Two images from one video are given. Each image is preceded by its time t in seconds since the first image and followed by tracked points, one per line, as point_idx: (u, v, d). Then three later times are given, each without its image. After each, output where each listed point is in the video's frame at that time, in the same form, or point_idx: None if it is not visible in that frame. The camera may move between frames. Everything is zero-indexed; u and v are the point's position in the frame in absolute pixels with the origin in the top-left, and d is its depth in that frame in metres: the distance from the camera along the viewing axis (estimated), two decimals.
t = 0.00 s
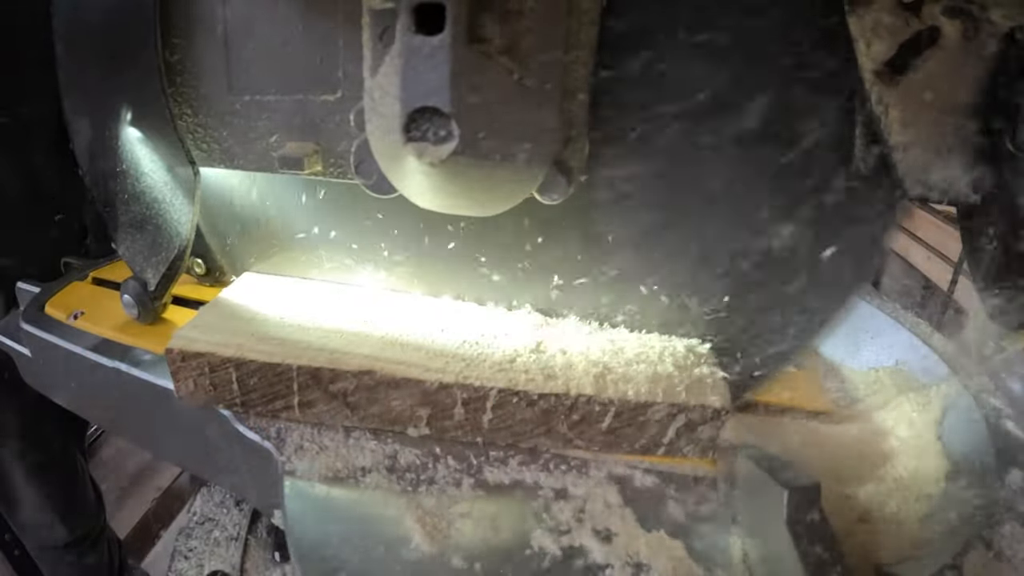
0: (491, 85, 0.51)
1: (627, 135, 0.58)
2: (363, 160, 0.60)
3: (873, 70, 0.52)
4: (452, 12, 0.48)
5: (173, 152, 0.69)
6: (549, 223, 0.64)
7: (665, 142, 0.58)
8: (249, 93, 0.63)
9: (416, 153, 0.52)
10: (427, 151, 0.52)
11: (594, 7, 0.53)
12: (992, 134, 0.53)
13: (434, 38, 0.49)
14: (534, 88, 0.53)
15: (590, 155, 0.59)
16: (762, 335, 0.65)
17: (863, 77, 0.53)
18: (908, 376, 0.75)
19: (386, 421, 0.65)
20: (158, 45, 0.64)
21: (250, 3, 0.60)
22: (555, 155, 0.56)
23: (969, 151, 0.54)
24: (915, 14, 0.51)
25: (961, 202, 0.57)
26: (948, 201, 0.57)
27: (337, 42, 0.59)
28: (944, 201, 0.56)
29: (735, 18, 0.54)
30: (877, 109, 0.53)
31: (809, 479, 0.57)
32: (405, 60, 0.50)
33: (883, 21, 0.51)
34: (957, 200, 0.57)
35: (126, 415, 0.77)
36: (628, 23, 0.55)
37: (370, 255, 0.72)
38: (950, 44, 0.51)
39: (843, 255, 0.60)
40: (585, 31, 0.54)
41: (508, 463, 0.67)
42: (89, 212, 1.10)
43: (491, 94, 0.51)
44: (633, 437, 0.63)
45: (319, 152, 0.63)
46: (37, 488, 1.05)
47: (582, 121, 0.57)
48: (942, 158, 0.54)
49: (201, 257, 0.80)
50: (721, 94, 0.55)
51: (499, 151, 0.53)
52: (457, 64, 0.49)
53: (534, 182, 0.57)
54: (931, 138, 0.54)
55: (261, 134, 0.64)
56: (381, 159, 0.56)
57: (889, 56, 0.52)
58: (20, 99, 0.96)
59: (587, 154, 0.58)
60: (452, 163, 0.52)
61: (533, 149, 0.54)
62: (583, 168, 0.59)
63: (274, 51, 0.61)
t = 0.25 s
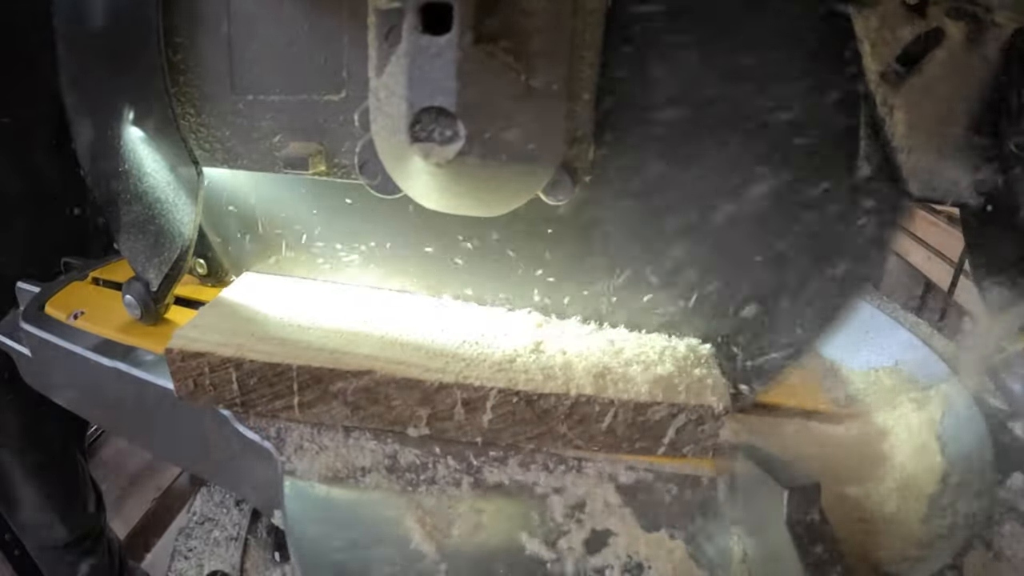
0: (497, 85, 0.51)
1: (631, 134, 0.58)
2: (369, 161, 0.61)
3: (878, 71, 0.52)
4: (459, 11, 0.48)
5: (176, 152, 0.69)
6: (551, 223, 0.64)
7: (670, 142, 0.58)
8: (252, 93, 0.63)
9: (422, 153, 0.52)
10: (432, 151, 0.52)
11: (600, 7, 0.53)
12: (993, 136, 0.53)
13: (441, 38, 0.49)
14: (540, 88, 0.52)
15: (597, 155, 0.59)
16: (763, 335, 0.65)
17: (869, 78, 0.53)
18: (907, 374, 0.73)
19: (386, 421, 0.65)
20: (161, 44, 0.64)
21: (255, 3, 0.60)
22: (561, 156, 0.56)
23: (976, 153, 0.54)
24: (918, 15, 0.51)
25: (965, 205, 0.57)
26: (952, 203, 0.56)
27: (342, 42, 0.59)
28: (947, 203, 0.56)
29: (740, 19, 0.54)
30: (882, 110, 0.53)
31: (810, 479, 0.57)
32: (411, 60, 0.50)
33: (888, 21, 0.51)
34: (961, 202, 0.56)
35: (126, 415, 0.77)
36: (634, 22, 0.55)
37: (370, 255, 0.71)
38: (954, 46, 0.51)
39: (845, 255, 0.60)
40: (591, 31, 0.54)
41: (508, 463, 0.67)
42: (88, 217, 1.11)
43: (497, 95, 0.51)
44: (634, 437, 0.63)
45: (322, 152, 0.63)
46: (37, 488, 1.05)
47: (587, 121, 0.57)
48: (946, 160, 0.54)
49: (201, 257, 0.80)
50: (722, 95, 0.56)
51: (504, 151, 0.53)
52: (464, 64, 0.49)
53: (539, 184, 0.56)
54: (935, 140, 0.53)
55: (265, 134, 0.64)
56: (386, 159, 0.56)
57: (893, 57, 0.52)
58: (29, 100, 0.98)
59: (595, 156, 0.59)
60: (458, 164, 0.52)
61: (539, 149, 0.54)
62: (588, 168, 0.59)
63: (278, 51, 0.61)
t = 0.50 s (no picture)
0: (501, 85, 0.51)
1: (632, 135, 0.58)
2: (372, 160, 0.60)
3: (881, 72, 0.53)
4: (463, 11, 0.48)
5: (177, 152, 0.69)
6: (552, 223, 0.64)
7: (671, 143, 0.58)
8: (255, 92, 0.63)
9: (427, 154, 0.52)
10: (437, 152, 0.52)
11: (604, 6, 0.53)
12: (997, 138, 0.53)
13: (446, 38, 0.49)
14: (544, 88, 0.52)
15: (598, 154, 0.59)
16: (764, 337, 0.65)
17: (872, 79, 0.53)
18: (907, 375, 0.75)
19: (386, 421, 0.65)
20: (162, 43, 0.64)
21: (259, 3, 0.60)
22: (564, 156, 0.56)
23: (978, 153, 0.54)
24: (922, 16, 0.51)
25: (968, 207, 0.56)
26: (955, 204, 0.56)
27: (346, 42, 0.59)
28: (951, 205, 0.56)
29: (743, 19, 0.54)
30: (884, 111, 0.53)
31: (810, 479, 0.57)
32: (416, 60, 0.50)
33: (892, 22, 0.52)
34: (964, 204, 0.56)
35: (126, 416, 0.77)
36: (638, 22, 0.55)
37: (371, 254, 0.71)
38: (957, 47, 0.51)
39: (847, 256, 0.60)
40: (595, 31, 0.54)
41: (507, 463, 0.67)
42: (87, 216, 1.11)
43: (501, 95, 0.51)
44: (634, 437, 0.63)
45: (325, 152, 0.63)
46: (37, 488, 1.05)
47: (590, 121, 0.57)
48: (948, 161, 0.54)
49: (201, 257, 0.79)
50: (723, 95, 0.56)
51: (508, 151, 0.53)
52: (468, 64, 0.49)
53: (543, 184, 0.56)
54: (937, 141, 0.53)
55: (267, 134, 0.64)
56: (390, 159, 0.56)
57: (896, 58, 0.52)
58: (29, 101, 0.98)
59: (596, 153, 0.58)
60: (462, 164, 0.52)
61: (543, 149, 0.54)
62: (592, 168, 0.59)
63: (281, 50, 0.61)
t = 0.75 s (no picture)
0: (505, 86, 0.50)
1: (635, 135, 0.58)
2: (373, 162, 0.60)
3: (885, 73, 0.53)
4: (468, 10, 0.48)
5: (179, 151, 0.69)
6: (554, 224, 0.63)
7: (674, 142, 0.58)
8: (257, 92, 0.63)
9: (431, 154, 0.52)
10: (441, 152, 0.52)
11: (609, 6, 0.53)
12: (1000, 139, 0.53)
13: (451, 38, 0.49)
14: (549, 88, 0.52)
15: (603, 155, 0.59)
16: (766, 338, 0.65)
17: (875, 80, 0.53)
18: (908, 376, 0.75)
19: (386, 421, 0.65)
20: (165, 42, 0.64)
21: (263, 3, 0.60)
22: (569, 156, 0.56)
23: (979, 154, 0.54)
24: (926, 18, 0.52)
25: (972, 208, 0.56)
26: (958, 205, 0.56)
27: (348, 42, 0.59)
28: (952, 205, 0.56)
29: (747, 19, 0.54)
30: (889, 113, 0.53)
31: (811, 479, 0.57)
32: (420, 60, 0.50)
33: (894, 22, 0.52)
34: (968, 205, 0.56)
35: (126, 416, 0.77)
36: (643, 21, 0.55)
37: (371, 255, 0.71)
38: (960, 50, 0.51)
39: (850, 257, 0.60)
40: (599, 31, 0.54)
41: (507, 463, 0.66)
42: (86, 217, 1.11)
43: (505, 95, 0.51)
44: (634, 438, 0.63)
45: (328, 152, 0.63)
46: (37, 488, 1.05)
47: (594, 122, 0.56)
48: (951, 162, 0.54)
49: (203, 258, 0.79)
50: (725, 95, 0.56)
51: (512, 151, 0.53)
52: (473, 65, 0.49)
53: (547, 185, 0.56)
54: (941, 142, 0.53)
55: (270, 134, 0.64)
56: (394, 160, 0.56)
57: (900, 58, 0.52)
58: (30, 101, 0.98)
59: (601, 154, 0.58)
60: (468, 164, 0.52)
61: (547, 149, 0.54)
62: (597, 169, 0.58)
63: (284, 51, 0.61)
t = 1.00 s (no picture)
0: (509, 86, 0.50)
1: (636, 135, 0.58)
2: (376, 162, 0.60)
3: (888, 74, 0.53)
4: (472, 11, 0.48)
5: (180, 151, 0.69)
6: (555, 224, 0.63)
7: (676, 143, 0.58)
8: (259, 92, 0.63)
9: (434, 154, 0.52)
10: (444, 152, 0.52)
11: (612, 6, 0.53)
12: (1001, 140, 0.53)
13: (454, 38, 0.49)
14: (552, 89, 0.52)
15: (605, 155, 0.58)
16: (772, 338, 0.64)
17: (878, 80, 0.53)
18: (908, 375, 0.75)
19: (386, 421, 0.65)
20: (167, 41, 0.64)
21: (265, 3, 0.60)
22: (572, 156, 0.56)
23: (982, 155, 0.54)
24: (928, 18, 0.51)
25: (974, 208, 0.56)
26: (960, 206, 0.56)
27: (351, 42, 0.59)
28: (955, 206, 0.56)
29: (750, 19, 0.54)
30: (891, 113, 0.53)
31: (812, 479, 0.57)
32: (423, 59, 0.50)
33: (897, 24, 0.52)
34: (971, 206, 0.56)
35: (126, 416, 0.76)
36: (647, 21, 0.55)
37: (372, 255, 0.71)
38: (961, 51, 0.51)
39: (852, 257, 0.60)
40: (602, 31, 0.54)
41: (508, 463, 0.66)
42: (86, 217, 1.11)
43: (507, 95, 0.51)
44: (635, 438, 0.63)
45: (329, 153, 0.63)
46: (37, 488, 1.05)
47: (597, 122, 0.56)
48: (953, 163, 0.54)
49: (204, 258, 0.79)
50: (727, 95, 0.56)
51: (516, 152, 0.53)
52: (476, 65, 0.49)
53: (550, 185, 0.56)
54: (942, 142, 0.53)
55: (272, 134, 0.64)
56: (395, 160, 0.57)
57: (902, 59, 0.52)
58: (30, 101, 0.98)
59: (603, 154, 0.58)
60: (470, 163, 0.52)
61: (551, 150, 0.54)
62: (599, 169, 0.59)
63: (286, 50, 0.61)
